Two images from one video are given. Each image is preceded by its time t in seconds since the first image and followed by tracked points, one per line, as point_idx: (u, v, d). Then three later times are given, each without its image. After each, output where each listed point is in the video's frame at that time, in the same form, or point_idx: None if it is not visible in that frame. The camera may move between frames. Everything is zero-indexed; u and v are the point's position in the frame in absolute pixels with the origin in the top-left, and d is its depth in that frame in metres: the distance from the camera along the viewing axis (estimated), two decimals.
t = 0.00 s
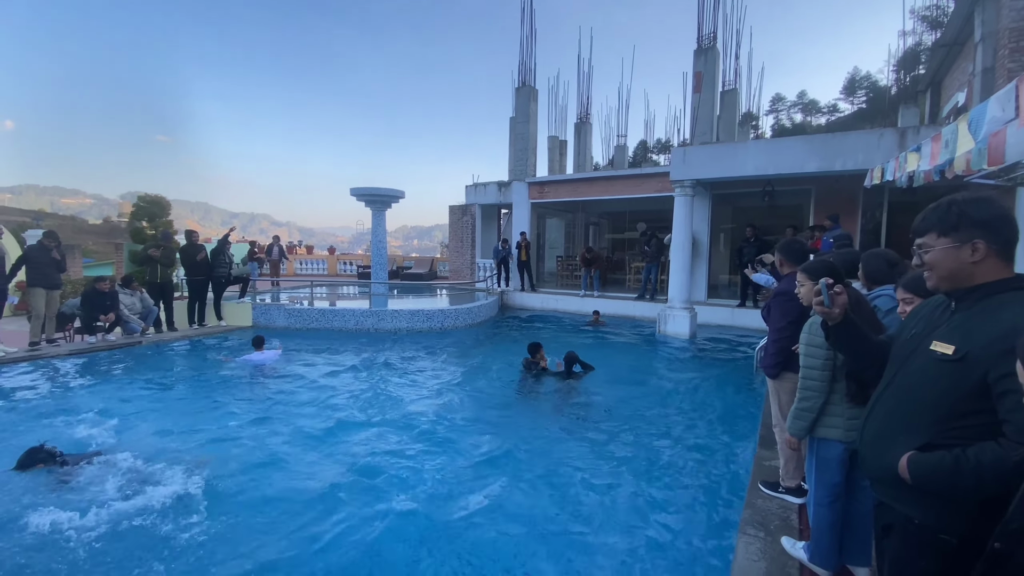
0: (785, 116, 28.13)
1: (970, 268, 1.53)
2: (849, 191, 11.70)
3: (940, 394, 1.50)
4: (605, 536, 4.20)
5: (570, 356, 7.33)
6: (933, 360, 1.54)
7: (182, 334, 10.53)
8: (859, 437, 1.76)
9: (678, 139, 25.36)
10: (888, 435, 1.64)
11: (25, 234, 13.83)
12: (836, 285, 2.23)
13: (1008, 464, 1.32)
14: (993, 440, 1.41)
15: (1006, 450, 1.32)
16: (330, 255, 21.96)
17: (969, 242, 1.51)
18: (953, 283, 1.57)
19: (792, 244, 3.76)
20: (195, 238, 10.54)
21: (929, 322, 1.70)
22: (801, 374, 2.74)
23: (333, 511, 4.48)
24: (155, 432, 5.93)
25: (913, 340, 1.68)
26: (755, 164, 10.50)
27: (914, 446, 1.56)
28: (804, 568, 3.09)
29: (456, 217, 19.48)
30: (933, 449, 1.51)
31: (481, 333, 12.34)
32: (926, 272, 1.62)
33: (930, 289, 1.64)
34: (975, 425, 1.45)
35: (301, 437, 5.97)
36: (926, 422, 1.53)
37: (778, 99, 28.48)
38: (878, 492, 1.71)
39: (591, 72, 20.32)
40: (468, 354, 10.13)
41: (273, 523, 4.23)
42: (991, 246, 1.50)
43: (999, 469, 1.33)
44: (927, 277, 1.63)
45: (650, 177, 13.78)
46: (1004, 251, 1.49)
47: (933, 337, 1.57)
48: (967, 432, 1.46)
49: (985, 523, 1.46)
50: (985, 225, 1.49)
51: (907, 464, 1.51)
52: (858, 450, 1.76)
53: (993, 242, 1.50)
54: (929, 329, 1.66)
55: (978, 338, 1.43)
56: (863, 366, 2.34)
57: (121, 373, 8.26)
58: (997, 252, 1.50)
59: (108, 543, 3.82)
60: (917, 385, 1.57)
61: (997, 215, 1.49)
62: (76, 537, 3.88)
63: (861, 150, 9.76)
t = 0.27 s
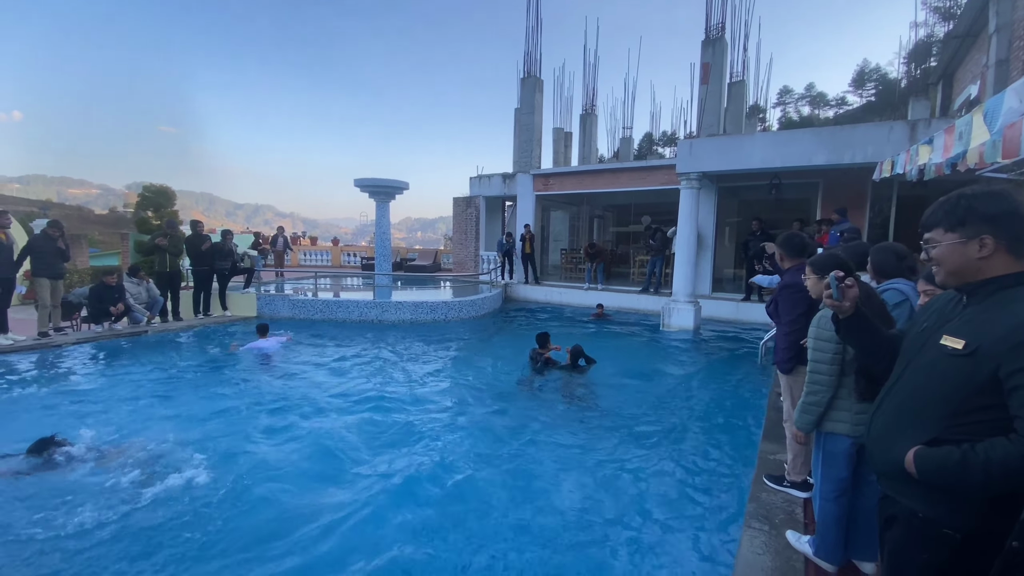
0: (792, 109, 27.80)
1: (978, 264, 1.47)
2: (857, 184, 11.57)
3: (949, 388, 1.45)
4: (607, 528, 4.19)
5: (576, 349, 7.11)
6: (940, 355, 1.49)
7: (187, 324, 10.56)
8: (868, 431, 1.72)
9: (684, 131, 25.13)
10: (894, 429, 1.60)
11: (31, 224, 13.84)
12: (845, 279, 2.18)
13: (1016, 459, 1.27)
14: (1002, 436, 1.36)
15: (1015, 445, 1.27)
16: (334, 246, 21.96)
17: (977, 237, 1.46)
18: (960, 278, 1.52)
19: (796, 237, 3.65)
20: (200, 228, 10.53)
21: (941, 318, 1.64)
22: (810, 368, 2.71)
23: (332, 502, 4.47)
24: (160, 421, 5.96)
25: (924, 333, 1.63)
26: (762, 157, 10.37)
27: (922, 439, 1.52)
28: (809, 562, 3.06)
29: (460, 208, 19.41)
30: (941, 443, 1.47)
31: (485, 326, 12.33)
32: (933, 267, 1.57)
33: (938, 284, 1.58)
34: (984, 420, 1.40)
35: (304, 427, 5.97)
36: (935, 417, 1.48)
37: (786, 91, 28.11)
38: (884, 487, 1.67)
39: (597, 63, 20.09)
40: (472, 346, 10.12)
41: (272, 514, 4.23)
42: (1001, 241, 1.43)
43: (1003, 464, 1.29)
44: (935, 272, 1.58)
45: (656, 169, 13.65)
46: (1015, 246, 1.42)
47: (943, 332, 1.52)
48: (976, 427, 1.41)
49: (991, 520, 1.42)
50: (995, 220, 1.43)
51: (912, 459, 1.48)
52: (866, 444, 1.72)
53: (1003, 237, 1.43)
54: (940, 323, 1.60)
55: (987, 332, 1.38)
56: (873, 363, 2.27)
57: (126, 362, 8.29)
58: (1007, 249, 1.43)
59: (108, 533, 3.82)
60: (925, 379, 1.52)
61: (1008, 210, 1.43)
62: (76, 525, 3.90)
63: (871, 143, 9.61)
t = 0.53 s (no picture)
0: (800, 105, 27.53)
1: (972, 259, 1.45)
2: (865, 181, 11.47)
3: (943, 381, 1.44)
4: (609, 523, 4.20)
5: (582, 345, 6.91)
6: (937, 350, 1.48)
7: (193, 314, 10.61)
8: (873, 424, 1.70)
9: (691, 127, 24.95)
10: (893, 423, 1.59)
11: (38, 213, 13.89)
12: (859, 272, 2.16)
13: (1002, 452, 1.25)
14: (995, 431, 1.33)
15: (1000, 439, 1.25)
16: (339, 238, 21.97)
17: (969, 232, 1.44)
18: (956, 274, 1.50)
19: (804, 233, 3.59)
20: (206, 219, 10.55)
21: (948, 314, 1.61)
22: (816, 367, 2.60)
23: (330, 494, 4.48)
24: (166, 411, 6.00)
25: (929, 328, 1.60)
26: (770, 153, 10.27)
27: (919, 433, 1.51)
28: (813, 559, 3.04)
29: (465, 202, 19.36)
30: (936, 437, 1.45)
31: (488, 319, 12.33)
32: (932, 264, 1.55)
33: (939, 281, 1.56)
34: (980, 415, 1.37)
35: (308, 419, 6.00)
36: (931, 411, 1.47)
37: (794, 87, 27.80)
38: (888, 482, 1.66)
39: (604, 56, 19.92)
40: (475, 340, 10.12)
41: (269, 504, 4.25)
42: (994, 235, 1.40)
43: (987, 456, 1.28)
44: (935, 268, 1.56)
45: (663, 164, 13.56)
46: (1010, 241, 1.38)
47: (942, 327, 1.50)
48: (970, 423, 1.39)
49: (995, 516, 1.36)
50: (989, 215, 1.40)
51: (904, 451, 1.48)
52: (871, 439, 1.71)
53: (997, 232, 1.40)
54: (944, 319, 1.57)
55: (979, 326, 1.36)
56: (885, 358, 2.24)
57: (132, 351, 8.35)
58: (1002, 244, 1.39)
59: (109, 519, 3.87)
60: (923, 373, 1.51)
61: (1004, 204, 1.39)
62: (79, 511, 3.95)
63: (881, 140, 9.49)
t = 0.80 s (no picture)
0: (809, 104, 27.30)
1: (956, 261, 1.44)
2: (874, 182, 11.38)
3: (921, 379, 1.45)
4: (611, 523, 4.21)
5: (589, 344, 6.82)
6: (921, 350, 1.48)
7: (200, 308, 10.69)
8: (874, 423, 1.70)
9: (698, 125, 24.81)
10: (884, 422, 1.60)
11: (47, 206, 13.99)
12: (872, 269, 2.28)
13: (968, 447, 1.25)
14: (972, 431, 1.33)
15: (960, 436, 1.27)
16: (344, 234, 22.04)
17: (952, 234, 1.43)
18: (946, 274, 1.48)
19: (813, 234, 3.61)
20: (214, 213, 10.61)
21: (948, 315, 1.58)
22: (819, 368, 2.54)
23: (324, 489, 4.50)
24: (172, 404, 6.05)
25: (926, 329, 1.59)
26: (778, 153, 10.21)
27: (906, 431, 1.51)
28: (816, 561, 3.03)
29: (470, 199, 19.37)
30: (913, 435, 1.45)
31: (493, 317, 12.35)
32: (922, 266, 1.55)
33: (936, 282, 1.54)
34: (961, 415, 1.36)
35: (313, 413, 6.04)
36: (910, 408, 1.48)
37: (803, 86, 27.55)
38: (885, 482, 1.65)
39: (612, 54, 19.82)
40: (479, 337, 10.14)
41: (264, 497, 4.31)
42: (974, 236, 1.38)
43: (952, 454, 1.29)
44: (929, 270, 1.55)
45: (669, 163, 13.51)
46: (992, 242, 1.36)
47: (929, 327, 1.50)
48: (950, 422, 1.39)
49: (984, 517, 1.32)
50: (971, 216, 1.39)
51: (884, 447, 1.52)
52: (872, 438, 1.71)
53: (976, 233, 1.38)
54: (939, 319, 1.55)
55: (953, 326, 1.37)
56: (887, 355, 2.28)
57: (140, 344, 8.42)
58: (985, 243, 1.37)
59: (109, 509, 3.94)
60: (910, 373, 1.52)
61: (987, 204, 1.37)
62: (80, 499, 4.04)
63: (890, 141, 9.41)
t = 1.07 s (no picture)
0: (819, 108, 27.08)
1: (954, 268, 1.41)
2: (886, 187, 11.26)
3: (907, 383, 1.45)
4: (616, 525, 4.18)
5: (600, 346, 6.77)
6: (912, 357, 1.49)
7: (210, 305, 10.78)
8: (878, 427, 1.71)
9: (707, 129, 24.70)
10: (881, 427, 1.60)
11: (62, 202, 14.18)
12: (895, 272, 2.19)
13: (936, 453, 1.27)
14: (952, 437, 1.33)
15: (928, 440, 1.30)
16: (353, 234, 22.14)
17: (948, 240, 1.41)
18: (949, 282, 1.45)
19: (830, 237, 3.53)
20: (225, 212, 10.71)
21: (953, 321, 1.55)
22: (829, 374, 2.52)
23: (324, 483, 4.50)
24: (182, 398, 6.11)
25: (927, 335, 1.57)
26: (789, 156, 10.14)
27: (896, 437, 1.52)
28: (826, 569, 2.99)
29: (478, 200, 19.40)
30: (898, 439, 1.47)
31: (499, 318, 12.35)
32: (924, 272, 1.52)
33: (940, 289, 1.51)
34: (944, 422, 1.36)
35: (320, 411, 6.06)
36: (897, 412, 1.46)
37: (814, 90, 27.32)
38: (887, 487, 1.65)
39: (621, 56, 19.79)
40: (486, 338, 10.14)
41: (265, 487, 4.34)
42: (969, 242, 1.36)
43: (921, 457, 1.32)
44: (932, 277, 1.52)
45: (679, 166, 13.46)
46: (987, 247, 1.32)
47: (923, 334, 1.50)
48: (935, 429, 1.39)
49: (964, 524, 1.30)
50: (965, 222, 1.36)
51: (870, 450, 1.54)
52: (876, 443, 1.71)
53: (971, 239, 1.35)
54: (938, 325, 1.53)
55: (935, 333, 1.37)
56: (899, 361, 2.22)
57: (150, 340, 8.50)
58: (981, 249, 1.34)
59: (115, 493, 3.99)
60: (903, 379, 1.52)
61: (983, 208, 1.33)
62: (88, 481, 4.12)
63: (903, 146, 9.32)
